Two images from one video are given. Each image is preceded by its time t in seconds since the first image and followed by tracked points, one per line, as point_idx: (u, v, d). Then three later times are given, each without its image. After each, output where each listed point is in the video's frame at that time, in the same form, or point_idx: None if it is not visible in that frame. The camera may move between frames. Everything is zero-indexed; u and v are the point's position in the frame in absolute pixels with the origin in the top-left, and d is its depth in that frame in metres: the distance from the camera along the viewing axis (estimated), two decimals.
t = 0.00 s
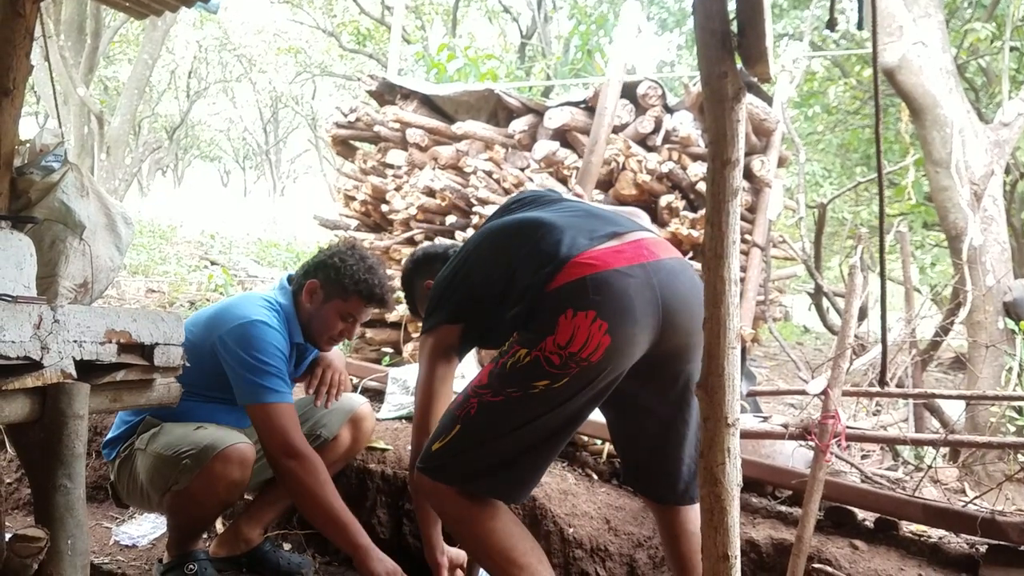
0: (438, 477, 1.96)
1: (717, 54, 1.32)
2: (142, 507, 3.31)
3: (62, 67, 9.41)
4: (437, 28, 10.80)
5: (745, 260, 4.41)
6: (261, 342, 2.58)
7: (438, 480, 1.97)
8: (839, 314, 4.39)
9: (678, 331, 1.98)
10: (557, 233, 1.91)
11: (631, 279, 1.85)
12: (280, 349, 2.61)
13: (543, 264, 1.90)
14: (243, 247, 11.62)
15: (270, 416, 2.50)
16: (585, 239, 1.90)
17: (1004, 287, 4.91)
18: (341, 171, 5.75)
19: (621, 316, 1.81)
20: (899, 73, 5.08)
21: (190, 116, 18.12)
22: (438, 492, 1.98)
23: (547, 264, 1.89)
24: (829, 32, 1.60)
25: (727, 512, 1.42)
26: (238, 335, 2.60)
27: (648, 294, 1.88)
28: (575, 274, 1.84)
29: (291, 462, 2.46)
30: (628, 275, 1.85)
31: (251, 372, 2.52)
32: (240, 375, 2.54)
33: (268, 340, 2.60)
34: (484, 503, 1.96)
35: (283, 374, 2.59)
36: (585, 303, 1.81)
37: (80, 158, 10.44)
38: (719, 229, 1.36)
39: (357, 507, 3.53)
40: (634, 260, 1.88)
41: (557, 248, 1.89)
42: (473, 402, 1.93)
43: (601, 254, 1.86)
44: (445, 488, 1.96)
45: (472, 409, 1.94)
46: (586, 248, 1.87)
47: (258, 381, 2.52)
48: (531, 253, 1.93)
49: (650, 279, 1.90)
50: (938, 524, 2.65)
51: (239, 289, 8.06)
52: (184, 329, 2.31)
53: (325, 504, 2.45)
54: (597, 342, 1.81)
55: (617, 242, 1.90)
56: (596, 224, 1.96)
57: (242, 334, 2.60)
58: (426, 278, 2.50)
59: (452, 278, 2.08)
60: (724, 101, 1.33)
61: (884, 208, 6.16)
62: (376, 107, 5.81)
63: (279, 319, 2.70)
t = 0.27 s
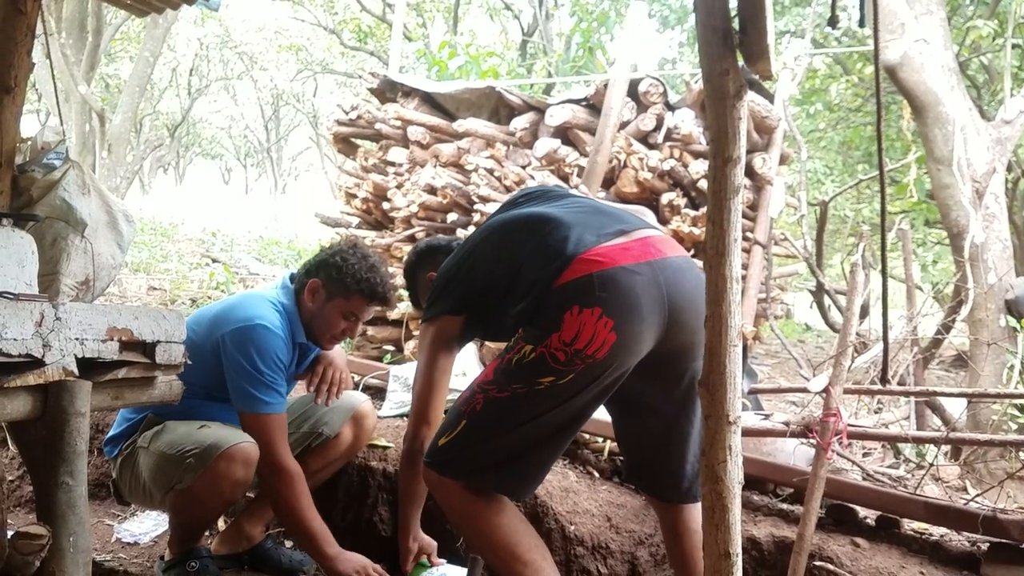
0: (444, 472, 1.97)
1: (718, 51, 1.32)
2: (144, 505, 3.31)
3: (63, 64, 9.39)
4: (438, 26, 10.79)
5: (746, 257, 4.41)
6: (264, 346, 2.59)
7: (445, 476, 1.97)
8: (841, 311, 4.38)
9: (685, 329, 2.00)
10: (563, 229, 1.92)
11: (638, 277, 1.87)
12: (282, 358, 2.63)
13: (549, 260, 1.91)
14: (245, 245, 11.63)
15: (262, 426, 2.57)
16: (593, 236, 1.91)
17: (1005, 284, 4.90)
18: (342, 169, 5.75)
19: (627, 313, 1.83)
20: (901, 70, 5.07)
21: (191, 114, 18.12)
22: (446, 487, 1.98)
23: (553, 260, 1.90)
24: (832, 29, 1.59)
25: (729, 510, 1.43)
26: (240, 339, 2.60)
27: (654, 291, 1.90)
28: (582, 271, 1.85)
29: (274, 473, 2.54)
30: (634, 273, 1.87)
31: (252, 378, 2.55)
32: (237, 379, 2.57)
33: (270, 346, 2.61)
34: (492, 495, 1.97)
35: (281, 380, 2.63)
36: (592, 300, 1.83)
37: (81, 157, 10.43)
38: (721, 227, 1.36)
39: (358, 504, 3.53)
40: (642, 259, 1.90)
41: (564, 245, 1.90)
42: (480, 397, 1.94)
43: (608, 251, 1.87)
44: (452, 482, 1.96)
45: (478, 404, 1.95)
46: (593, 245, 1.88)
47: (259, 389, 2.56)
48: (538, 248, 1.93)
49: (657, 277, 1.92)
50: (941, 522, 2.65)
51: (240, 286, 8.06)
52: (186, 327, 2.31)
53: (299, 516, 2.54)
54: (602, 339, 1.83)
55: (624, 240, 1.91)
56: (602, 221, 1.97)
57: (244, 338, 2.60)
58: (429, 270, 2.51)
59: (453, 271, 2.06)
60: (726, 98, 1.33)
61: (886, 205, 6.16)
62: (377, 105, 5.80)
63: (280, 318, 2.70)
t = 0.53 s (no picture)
0: (453, 465, 2.00)
1: (719, 48, 1.32)
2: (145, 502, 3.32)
3: (63, 62, 9.39)
4: (438, 23, 10.78)
5: (747, 255, 4.40)
6: (263, 340, 2.60)
7: (453, 469, 2.01)
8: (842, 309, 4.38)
9: (696, 329, 2.02)
10: (579, 227, 1.92)
11: (652, 277, 1.89)
12: (281, 350, 2.64)
13: (563, 258, 1.91)
14: (245, 243, 11.62)
15: (259, 421, 2.57)
16: (608, 235, 1.92)
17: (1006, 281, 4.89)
18: (343, 166, 5.75)
19: (641, 314, 1.86)
20: (902, 67, 5.05)
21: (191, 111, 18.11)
22: (452, 482, 2.02)
23: (567, 259, 1.90)
24: (832, 26, 1.59)
25: (728, 507, 1.42)
26: (238, 333, 2.61)
27: (667, 291, 1.92)
28: (597, 271, 1.86)
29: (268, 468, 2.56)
30: (649, 273, 1.89)
31: (251, 372, 2.55)
32: (235, 373, 2.57)
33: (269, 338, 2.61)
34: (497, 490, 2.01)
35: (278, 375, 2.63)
36: (606, 300, 1.85)
37: (81, 154, 10.43)
38: (721, 224, 1.36)
39: (358, 501, 3.54)
40: (656, 259, 1.92)
41: (579, 243, 1.90)
42: (491, 392, 1.98)
43: (623, 251, 1.88)
44: (459, 476, 2.00)
45: (488, 399, 1.99)
46: (608, 244, 1.89)
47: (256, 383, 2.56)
48: (552, 245, 1.93)
49: (670, 277, 1.94)
50: (941, 519, 2.65)
51: (241, 284, 8.07)
52: (186, 324, 2.31)
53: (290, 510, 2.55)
54: (615, 338, 1.86)
55: (639, 239, 1.93)
56: (617, 219, 1.98)
57: (242, 332, 2.61)
58: (434, 260, 2.50)
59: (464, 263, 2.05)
60: (726, 95, 1.33)
61: (888, 203, 6.16)
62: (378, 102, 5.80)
63: (280, 315, 2.70)
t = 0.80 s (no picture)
0: (479, 448, 1.95)
1: (720, 45, 1.31)
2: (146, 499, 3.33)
3: (64, 59, 9.39)
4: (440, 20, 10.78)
5: (748, 253, 4.40)
6: (265, 332, 2.60)
7: (479, 454, 1.95)
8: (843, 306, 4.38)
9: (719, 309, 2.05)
10: (603, 201, 1.96)
11: (679, 250, 1.91)
12: (285, 342, 2.65)
13: (590, 229, 1.94)
14: (247, 240, 11.63)
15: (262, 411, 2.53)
16: (635, 208, 1.96)
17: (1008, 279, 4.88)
18: (344, 163, 5.75)
19: (669, 285, 1.87)
20: (904, 64, 5.04)
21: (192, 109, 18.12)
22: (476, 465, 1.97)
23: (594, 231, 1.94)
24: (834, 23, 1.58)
25: (729, 505, 1.42)
26: (242, 328, 2.61)
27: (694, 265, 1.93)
28: (623, 241, 1.89)
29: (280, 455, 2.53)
30: (676, 246, 1.91)
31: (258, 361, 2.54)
32: (238, 363, 2.56)
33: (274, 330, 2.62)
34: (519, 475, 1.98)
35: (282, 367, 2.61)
36: (634, 269, 1.87)
37: (82, 152, 10.44)
38: (721, 221, 1.36)
39: (360, 498, 3.54)
40: (682, 233, 1.94)
41: (606, 214, 1.94)
42: (516, 370, 1.94)
43: (650, 223, 1.92)
44: (486, 460, 1.94)
45: (513, 378, 1.95)
46: (633, 218, 1.93)
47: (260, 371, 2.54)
48: (576, 217, 1.97)
49: (696, 253, 1.96)
50: (942, 517, 2.65)
51: (242, 281, 8.08)
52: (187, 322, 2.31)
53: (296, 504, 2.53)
54: (643, 309, 1.86)
55: (666, 214, 1.96)
56: (640, 196, 2.02)
57: (245, 325, 2.61)
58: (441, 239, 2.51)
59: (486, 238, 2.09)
60: (727, 92, 1.32)
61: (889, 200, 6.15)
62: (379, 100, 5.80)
63: (282, 311, 2.71)
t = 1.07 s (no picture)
0: (528, 426, 1.97)
1: (721, 42, 1.31)
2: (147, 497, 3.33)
3: (65, 57, 9.39)
4: (441, 17, 10.78)
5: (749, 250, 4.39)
6: (271, 340, 2.59)
7: (523, 432, 1.98)
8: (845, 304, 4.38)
9: (757, 281, 2.09)
10: (646, 165, 1.99)
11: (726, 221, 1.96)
12: (288, 349, 2.64)
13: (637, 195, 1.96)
14: (248, 238, 11.63)
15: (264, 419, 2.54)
16: (682, 177, 1.99)
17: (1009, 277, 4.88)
18: (345, 161, 5.76)
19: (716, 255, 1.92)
20: (905, 61, 5.02)
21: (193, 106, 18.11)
22: (519, 440, 1.99)
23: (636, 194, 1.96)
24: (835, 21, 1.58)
25: (729, 502, 1.41)
26: (250, 335, 2.59)
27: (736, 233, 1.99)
28: (668, 209, 1.93)
29: (283, 465, 2.53)
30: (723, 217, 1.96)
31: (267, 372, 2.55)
32: (244, 371, 2.56)
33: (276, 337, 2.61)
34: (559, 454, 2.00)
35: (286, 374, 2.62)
36: (683, 238, 1.91)
37: (83, 149, 10.44)
38: (722, 219, 1.36)
39: (361, 496, 3.55)
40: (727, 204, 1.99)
41: (655, 180, 1.96)
42: (562, 343, 1.98)
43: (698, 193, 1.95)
44: (532, 439, 1.97)
45: (558, 352, 1.99)
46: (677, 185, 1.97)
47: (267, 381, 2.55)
48: (621, 180, 1.99)
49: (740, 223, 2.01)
50: (942, 514, 2.65)
51: (243, 279, 8.08)
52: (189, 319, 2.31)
53: (298, 516, 2.54)
54: (690, 278, 1.91)
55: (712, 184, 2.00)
56: (681, 161, 2.06)
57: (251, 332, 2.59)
58: (453, 188, 2.48)
59: (519, 193, 2.09)
60: (728, 89, 1.32)
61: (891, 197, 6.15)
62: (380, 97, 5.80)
63: (284, 313, 2.70)
